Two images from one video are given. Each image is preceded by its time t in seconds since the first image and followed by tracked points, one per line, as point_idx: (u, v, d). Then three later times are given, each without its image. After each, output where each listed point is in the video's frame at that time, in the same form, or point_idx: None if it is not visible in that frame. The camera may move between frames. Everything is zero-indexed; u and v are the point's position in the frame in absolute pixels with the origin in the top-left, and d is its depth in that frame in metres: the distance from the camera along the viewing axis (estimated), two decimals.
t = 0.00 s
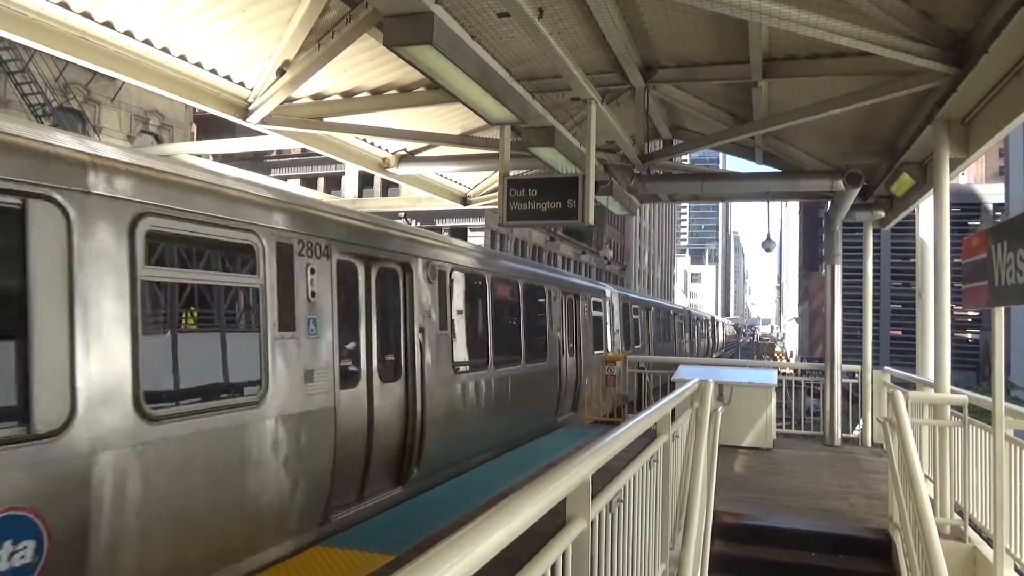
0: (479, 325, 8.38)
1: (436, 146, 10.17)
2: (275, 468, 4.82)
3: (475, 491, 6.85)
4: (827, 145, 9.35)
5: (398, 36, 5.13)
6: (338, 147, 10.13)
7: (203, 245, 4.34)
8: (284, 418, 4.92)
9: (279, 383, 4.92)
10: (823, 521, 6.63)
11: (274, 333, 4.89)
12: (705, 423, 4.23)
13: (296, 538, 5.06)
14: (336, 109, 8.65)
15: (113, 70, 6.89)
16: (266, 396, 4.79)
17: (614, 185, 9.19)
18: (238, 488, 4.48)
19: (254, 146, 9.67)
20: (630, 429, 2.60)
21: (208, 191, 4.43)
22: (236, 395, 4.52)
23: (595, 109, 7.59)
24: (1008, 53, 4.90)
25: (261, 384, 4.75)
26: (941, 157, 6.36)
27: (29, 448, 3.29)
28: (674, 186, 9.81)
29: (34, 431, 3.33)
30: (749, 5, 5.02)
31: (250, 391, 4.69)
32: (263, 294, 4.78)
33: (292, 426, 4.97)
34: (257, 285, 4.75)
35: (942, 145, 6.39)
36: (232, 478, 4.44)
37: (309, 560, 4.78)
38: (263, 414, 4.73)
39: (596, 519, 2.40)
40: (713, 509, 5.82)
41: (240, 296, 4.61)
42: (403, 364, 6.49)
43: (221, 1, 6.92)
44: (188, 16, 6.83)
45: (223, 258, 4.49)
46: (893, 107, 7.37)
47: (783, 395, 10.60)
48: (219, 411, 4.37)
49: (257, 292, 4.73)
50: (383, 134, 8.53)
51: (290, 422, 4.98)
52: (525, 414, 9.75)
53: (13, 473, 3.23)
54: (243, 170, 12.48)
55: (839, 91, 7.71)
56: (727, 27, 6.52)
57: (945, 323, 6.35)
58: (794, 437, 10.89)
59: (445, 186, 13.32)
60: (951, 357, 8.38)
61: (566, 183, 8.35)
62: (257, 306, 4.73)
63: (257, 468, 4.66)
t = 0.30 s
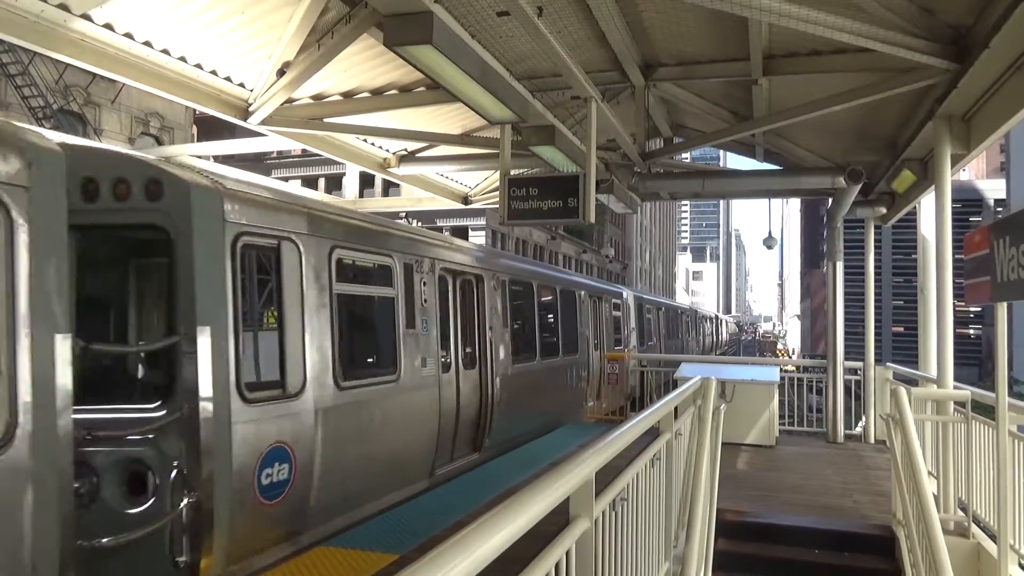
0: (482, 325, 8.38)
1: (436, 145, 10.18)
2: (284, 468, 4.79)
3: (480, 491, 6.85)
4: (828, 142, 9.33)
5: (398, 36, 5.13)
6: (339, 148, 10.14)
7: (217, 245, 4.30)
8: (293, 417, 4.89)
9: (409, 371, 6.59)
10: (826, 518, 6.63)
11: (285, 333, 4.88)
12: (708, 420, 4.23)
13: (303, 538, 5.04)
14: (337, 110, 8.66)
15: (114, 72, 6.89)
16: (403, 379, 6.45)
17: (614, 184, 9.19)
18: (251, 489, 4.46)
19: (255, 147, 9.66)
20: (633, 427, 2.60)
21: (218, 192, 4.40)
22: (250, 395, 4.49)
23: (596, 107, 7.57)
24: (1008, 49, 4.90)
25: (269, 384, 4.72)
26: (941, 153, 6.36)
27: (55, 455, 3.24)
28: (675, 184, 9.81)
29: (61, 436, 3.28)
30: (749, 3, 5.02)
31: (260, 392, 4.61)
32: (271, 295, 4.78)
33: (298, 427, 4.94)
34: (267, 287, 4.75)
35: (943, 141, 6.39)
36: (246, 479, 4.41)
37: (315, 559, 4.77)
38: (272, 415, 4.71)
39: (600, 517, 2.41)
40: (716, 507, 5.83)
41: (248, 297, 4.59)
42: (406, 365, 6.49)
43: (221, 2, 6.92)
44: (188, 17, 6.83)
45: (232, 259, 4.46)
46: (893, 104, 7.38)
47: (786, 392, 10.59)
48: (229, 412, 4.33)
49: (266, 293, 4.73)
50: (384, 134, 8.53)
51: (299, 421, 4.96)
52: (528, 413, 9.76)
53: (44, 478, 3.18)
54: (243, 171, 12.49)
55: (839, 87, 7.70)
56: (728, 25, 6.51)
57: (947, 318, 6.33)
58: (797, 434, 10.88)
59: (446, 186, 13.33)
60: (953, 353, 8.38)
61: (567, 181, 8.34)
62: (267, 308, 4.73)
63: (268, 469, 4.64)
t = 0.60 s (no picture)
0: (484, 322, 8.38)
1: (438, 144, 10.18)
2: (287, 466, 4.77)
3: (482, 489, 6.85)
4: (830, 139, 9.30)
5: (400, 34, 5.12)
6: (341, 146, 10.14)
7: (212, 244, 4.25)
8: (299, 414, 4.89)
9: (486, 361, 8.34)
10: (828, 516, 6.63)
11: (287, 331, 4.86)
12: (710, 418, 4.23)
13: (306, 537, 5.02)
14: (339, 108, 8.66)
15: (116, 71, 6.90)
16: (481, 363, 8.15)
17: (616, 182, 9.18)
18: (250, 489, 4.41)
19: (256, 145, 9.66)
20: (635, 426, 2.59)
21: (218, 190, 4.37)
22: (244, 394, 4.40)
23: (598, 105, 7.56)
24: (1010, 47, 4.89)
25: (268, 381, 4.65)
26: (943, 151, 6.36)
27: (50, 453, 3.23)
28: (677, 182, 9.79)
29: (243, 403, 4.39)
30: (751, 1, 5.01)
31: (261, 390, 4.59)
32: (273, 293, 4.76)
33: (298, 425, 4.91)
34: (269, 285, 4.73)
35: (945, 139, 6.38)
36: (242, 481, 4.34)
37: (320, 557, 4.76)
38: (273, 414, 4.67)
39: (602, 515, 2.40)
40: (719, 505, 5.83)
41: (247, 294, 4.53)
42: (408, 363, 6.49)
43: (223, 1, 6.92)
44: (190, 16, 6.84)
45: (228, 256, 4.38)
46: (896, 101, 7.36)
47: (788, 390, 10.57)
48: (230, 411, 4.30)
49: (268, 292, 4.70)
50: (386, 132, 8.52)
51: (299, 419, 4.92)
52: (530, 411, 9.77)
53: (35, 475, 3.14)
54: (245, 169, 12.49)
55: (842, 84, 7.67)
56: (730, 22, 6.49)
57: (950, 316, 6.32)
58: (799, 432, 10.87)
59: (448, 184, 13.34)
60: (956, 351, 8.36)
61: (569, 179, 8.33)
62: (269, 306, 4.71)
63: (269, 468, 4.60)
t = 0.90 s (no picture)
0: (484, 322, 8.37)
1: (440, 142, 10.18)
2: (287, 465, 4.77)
3: (483, 488, 6.85)
4: (832, 140, 9.29)
5: (403, 32, 5.11)
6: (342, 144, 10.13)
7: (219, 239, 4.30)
8: (300, 413, 4.91)
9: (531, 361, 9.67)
10: (829, 516, 6.62)
11: (287, 328, 4.85)
12: (710, 418, 4.24)
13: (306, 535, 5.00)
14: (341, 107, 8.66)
15: (119, 69, 6.90)
16: (486, 362, 8.22)
17: (618, 181, 9.17)
18: (249, 486, 4.42)
19: (259, 144, 9.68)
20: (636, 427, 2.58)
21: (219, 188, 4.37)
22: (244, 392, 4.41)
23: (600, 104, 7.55)
24: (1013, 48, 4.89)
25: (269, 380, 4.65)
26: (947, 151, 6.34)
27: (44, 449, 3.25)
28: (678, 181, 9.78)
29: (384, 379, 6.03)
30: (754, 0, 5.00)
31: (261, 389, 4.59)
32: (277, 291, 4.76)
33: (299, 424, 4.90)
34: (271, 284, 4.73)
35: (948, 139, 6.37)
36: (240, 477, 4.36)
37: (320, 557, 4.75)
38: (273, 412, 4.66)
39: (602, 516, 2.40)
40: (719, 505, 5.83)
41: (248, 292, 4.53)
42: (410, 362, 6.48)
43: None
44: (191, 14, 6.84)
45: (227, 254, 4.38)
46: (898, 101, 7.35)
47: (790, 390, 10.57)
48: (231, 409, 4.31)
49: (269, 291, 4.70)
50: (387, 131, 8.52)
51: (300, 417, 4.92)
52: (532, 410, 9.78)
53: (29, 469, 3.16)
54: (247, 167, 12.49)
55: (845, 85, 7.66)
56: (733, 22, 6.49)
57: (952, 317, 6.30)
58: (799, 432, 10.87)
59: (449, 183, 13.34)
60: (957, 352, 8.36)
61: (570, 179, 8.33)
62: (271, 305, 4.71)
63: (268, 465, 4.60)
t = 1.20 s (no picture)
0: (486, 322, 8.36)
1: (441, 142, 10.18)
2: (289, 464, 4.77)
3: (484, 488, 6.85)
4: (834, 140, 9.29)
5: (405, 32, 5.12)
6: (343, 144, 10.13)
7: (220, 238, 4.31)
8: (301, 412, 4.91)
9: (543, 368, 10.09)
10: (830, 517, 6.61)
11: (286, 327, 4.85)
12: (712, 419, 4.24)
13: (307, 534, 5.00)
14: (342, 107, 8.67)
15: (120, 68, 6.92)
16: (487, 361, 8.21)
17: (619, 181, 9.17)
18: (250, 486, 4.43)
19: (260, 144, 9.68)
20: (638, 427, 2.58)
21: (222, 188, 4.36)
22: (243, 391, 4.42)
23: (601, 104, 7.55)
24: (1015, 48, 4.88)
25: (269, 380, 4.66)
26: (948, 151, 6.34)
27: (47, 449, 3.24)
28: (679, 181, 9.78)
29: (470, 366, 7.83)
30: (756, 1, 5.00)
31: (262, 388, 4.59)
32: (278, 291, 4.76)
33: (301, 424, 4.89)
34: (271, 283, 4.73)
35: (949, 139, 6.36)
36: (242, 476, 4.36)
37: (322, 556, 4.75)
38: (274, 411, 4.67)
39: (604, 516, 2.40)
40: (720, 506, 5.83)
41: (247, 291, 4.54)
42: (411, 362, 6.48)
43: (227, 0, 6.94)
44: (193, 14, 6.85)
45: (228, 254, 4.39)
46: (900, 102, 7.35)
47: (791, 391, 10.56)
48: (234, 407, 4.32)
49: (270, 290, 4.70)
50: (388, 131, 8.52)
51: (302, 416, 4.92)
52: (533, 411, 9.78)
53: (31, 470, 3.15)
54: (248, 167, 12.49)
55: (847, 85, 7.66)
56: (734, 22, 6.49)
57: (953, 317, 6.30)
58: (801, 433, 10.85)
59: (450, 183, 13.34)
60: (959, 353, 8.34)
61: (571, 178, 8.33)
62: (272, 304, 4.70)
63: (269, 464, 4.62)
